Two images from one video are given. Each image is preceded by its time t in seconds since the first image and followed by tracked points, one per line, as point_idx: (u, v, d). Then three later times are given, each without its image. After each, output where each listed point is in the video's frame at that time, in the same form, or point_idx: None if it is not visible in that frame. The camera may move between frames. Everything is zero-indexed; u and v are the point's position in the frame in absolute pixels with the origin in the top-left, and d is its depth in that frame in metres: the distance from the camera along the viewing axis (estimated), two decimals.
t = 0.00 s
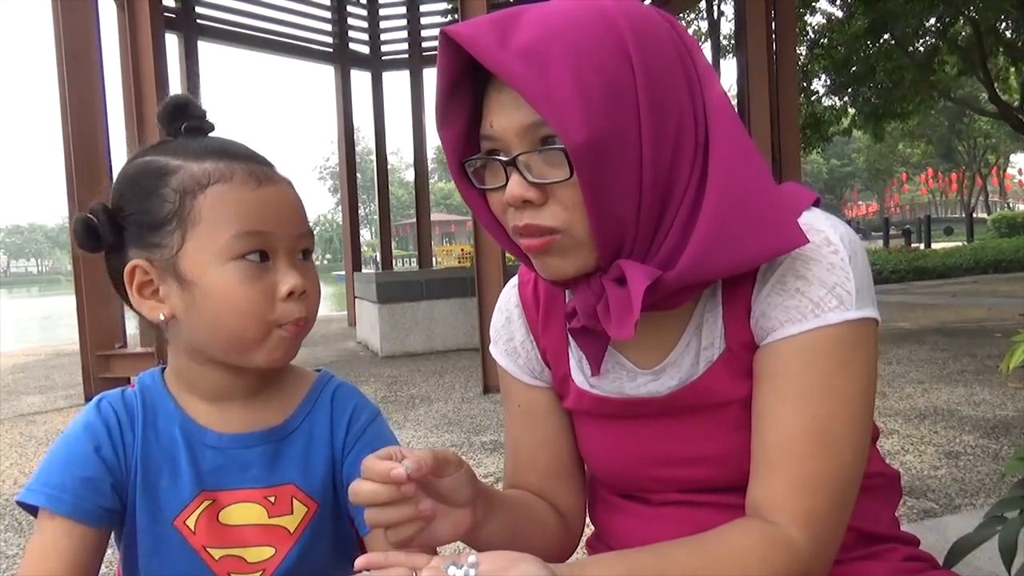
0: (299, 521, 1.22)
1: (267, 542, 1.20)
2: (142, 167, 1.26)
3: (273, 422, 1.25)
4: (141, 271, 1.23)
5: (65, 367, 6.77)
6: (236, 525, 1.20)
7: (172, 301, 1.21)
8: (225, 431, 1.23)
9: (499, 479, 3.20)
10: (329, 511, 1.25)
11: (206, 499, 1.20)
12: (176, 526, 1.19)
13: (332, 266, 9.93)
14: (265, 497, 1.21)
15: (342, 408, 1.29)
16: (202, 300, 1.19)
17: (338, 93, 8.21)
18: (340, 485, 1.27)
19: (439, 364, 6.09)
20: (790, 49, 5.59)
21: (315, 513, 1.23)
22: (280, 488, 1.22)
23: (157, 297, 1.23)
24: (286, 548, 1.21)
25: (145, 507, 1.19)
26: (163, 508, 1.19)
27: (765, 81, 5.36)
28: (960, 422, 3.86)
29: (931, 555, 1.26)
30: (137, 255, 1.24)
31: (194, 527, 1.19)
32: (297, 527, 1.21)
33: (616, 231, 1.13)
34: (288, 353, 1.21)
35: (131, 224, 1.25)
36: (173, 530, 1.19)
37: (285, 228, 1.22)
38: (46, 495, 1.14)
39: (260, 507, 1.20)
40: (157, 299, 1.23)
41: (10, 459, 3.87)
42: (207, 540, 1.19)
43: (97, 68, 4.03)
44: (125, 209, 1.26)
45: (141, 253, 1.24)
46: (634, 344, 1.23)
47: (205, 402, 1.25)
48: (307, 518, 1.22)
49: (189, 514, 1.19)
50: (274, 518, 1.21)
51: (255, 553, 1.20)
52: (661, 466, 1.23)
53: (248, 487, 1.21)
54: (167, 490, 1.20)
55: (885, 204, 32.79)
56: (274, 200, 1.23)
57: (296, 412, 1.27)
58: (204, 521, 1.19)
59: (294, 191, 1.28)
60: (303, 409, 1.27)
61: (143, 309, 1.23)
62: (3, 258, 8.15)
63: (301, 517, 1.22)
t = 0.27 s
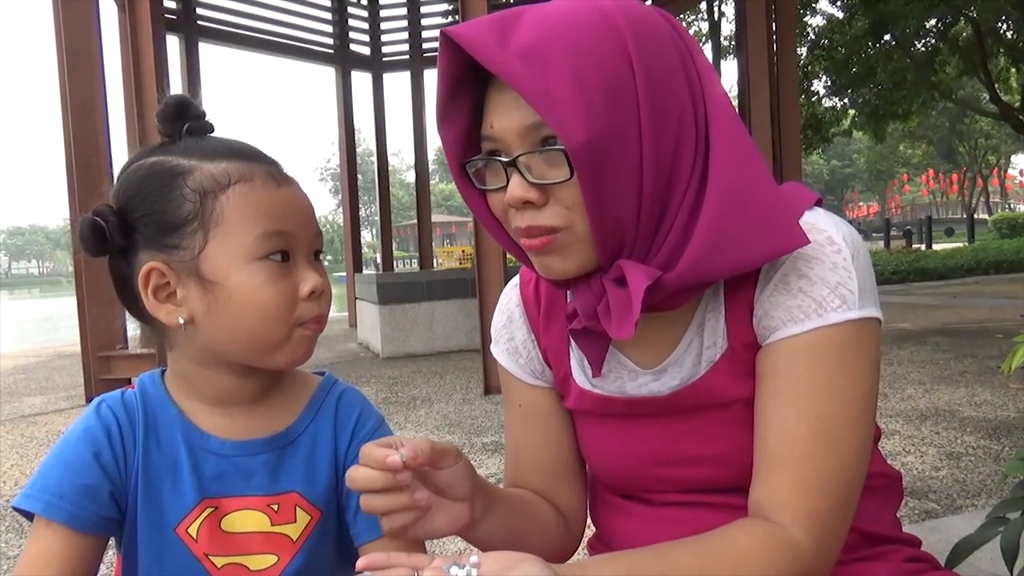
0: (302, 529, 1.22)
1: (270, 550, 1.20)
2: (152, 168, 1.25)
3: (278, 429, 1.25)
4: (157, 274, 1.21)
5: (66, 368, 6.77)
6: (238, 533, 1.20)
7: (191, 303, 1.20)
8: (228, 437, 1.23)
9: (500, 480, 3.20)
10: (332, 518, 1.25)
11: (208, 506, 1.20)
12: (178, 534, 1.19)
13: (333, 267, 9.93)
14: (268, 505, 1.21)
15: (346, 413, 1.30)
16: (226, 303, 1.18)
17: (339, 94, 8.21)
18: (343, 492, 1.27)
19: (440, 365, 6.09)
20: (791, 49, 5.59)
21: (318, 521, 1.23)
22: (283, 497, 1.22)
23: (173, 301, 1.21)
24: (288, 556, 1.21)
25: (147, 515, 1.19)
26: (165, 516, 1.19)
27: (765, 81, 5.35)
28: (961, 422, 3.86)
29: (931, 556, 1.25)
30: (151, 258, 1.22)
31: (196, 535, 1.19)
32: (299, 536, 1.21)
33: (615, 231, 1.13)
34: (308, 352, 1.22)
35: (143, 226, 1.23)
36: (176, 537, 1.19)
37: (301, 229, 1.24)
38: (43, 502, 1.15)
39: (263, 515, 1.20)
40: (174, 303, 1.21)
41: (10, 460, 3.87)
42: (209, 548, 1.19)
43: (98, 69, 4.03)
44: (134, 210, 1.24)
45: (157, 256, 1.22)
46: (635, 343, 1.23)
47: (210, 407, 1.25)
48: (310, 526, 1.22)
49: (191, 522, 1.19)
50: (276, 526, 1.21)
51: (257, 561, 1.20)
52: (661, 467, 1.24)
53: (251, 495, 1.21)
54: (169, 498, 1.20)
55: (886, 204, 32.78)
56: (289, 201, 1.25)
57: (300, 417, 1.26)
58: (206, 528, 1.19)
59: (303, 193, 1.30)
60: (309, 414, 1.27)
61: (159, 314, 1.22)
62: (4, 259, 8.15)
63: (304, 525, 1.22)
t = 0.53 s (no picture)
0: (304, 532, 1.21)
1: (271, 554, 1.20)
2: (156, 170, 1.24)
3: (280, 432, 1.25)
4: (161, 276, 1.21)
5: (67, 369, 6.77)
6: (239, 536, 1.19)
7: (194, 306, 1.20)
8: (229, 439, 1.23)
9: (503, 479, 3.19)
10: (335, 521, 1.24)
11: (209, 509, 1.19)
12: (178, 537, 1.19)
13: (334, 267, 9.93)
14: (270, 508, 1.20)
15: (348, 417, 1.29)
16: (232, 306, 1.18)
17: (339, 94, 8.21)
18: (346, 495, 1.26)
19: (441, 366, 6.09)
20: (791, 50, 5.59)
21: (321, 524, 1.22)
22: (285, 500, 1.21)
23: (176, 303, 1.21)
24: (290, 559, 1.20)
25: (148, 518, 1.19)
26: (166, 518, 1.19)
27: (767, 81, 5.35)
28: (963, 423, 3.85)
29: (934, 556, 1.25)
30: (154, 260, 1.22)
31: (196, 538, 1.19)
32: (301, 539, 1.21)
33: (601, 230, 1.15)
34: (313, 355, 1.22)
35: (146, 227, 1.23)
36: (177, 540, 1.19)
37: (307, 232, 1.24)
38: (43, 504, 1.14)
39: (264, 518, 1.20)
40: (177, 307, 1.21)
41: (11, 461, 3.87)
42: (209, 551, 1.19)
43: (99, 70, 4.03)
44: (137, 211, 1.24)
45: (160, 258, 1.22)
46: (645, 334, 1.26)
47: (211, 409, 1.25)
48: (312, 530, 1.22)
49: (192, 525, 1.19)
50: (278, 529, 1.20)
51: (258, 564, 1.19)
52: (670, 458, 1.25)
53: (252, 498, 1.20)
54: (170, 501, 1.20)
55: (887, 205, 32.75)
56: (294, 203, 1.25)
57: (302, 421, 1.26)
58: (207, 531, 1.19)
59: (308, 195, 1.30)
60: (311, 416, 1.27)
61: (162, 317, 1.21)
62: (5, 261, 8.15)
63: (307, 528, 1.21)
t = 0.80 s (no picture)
0: (305, 531, 1.21)
1: (273, 552, 1.19)
2: (157, 169, 1.24)
3: (280, 432, 1.25)
4: (163, 276, 1.20)
5: (69, 368, 6.77)
6: (240, 535, 1.19)
7: (198, 305, 1.20)
8: (231, 438, 1.23)
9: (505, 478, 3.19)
10: (336, 519, 1.24)
11: (210, 508, 1.19)
12: (179, 536, 1.18)
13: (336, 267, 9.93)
14: (272, 507, 1.20)
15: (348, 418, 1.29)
16: (235, 306, 1.18)
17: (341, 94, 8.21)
18: (348, 493, 1.26)
19: (443, 365, 6.09)
20: (794, 50, 5.57)
21: (322, 523, 1.22)
22: (286, 498, 1.21)
23: (180, 304, 1.21)
24: (291, 558, 1.20)
25: (150, 518, 1.18)
26: (167, 518, 1.19)
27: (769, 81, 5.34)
28: (966, 423, 3.84)
29: (939, 560, 1.24)
30: (156, 260, 1.22)
31: (198, 537, 1.18)
32: (302, 538, 1.20)
33: (602, 207, 1.19)
34: (316, 353, 1.23)
35: (147, 227, 1.23)
36: (177, 538, 1.18)
37: (309, 230, 1.24)
38: (45, 503, 1.15)
39: (266, 516, 1.20)
40: (180, 308, 1.21)
41: (14, 460, 3.87)
42: (211, 549, 1.18)
43: (101, 70, 4.03)
44: (139, 212, 1.23)
45: (161, 258, 1.21)
46: (659, 322, 1.30)
47: (212, 408, 1.25)
48: (314, 528, 1.21)
49: (193, 524, 1.18)
50: (279, 528, 1.20)
51: (259, 563, 1.19)
52: (680, 449, 1.26)
53: (254, 496, 1.20)
54: (171, 500, 1.20)
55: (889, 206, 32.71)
56: (296, 201, 1.25)
57: (304, 420, 1.26)
58: (209, 531, 1.18)
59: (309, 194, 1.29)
60: (312, 416, 1.27)
61: (165, 317, 1.21)
62: (7, 260, 8.16)
63: (308, 527, 1.21)
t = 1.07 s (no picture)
0: (304, 528, 1.21)
1: (272, 549, 1.19)
2: (155, 166, 1.24)
3: (280, 429, 1.25)
4: (163, 273, 1.20)
5: (70, 366, 6.77)
6: (240, 531, 1.19)
7: (197, 302, 1.20)
8: (231, 435, 1.23)
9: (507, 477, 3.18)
10: (336, 517, 1.24)
11: (210, 504, 1.19)
12: (179, 532, 1.18)
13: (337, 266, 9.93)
14: (271, 504, 1.20)
15: (348, 414, 1.29)
16: (233, 302, 1.18)
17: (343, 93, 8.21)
18: (348, 490, 1.26)
19: (444, 364, 6.09)
20: (797, 50, 5.57)
21: (321, 520, 1.22)
22: (285, 496, 1.21)
23: (179, 300, 1.21)
24: (290, 555, 1.20)
25: (149, 515, 1.18)
26: (166, 514, 1.19)
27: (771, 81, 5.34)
28: (967, 423, 3.84)
29: (942, 559, 1.25)
30: (155, 258, 1.22)
31: (198, 533, 1.18)
32: (301, 535, 1.20)
33: (609, 210, 1.20)
34: (315, 350, 1.23)
35: (146, 225, 1.22)
36: (177, 535, 1.18)
37: (309, 227, 1.24)
38: (45, 500, 1.15)
39: (265, 513, 1.20)
40: (180, 305, 1.21)
41: (15, 458, 3.87)
42: (211, 546, 1.18)
43: (104, 68, 4.03)
44: (137, 210, 1.23)
45: (161, 256, 1.21)
46: (667, 318, 1.29)
47: (212, 405, 1.25)
48: (312, 526, 1.21)
49: (193, 521, 1.19)
50: (279, 524, 1.20)
51: (258, 559, 1.19)
52: (685, 445, 1.27)
53: (253, 493, 1.20)
54: (171, 497, 1.20)
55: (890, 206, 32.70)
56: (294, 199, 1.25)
57: (304, 417, 1.26)
58: (208, 527, 1.19)
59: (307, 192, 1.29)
60: (313, 412, 1.27)
61: (165, 314, 1.21)
62: (9, 258, 8.16)
63: (306, 525, 1.21)
